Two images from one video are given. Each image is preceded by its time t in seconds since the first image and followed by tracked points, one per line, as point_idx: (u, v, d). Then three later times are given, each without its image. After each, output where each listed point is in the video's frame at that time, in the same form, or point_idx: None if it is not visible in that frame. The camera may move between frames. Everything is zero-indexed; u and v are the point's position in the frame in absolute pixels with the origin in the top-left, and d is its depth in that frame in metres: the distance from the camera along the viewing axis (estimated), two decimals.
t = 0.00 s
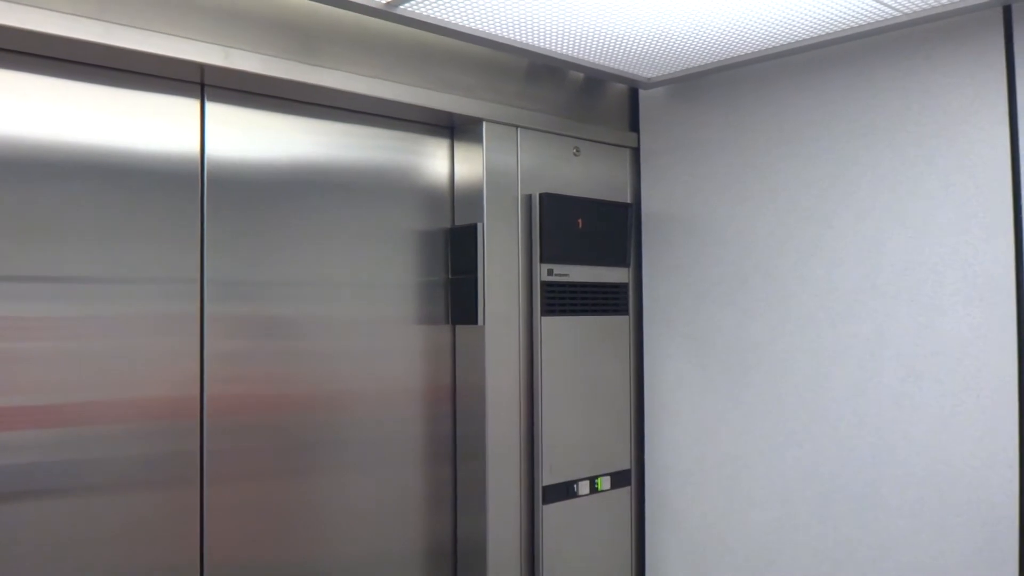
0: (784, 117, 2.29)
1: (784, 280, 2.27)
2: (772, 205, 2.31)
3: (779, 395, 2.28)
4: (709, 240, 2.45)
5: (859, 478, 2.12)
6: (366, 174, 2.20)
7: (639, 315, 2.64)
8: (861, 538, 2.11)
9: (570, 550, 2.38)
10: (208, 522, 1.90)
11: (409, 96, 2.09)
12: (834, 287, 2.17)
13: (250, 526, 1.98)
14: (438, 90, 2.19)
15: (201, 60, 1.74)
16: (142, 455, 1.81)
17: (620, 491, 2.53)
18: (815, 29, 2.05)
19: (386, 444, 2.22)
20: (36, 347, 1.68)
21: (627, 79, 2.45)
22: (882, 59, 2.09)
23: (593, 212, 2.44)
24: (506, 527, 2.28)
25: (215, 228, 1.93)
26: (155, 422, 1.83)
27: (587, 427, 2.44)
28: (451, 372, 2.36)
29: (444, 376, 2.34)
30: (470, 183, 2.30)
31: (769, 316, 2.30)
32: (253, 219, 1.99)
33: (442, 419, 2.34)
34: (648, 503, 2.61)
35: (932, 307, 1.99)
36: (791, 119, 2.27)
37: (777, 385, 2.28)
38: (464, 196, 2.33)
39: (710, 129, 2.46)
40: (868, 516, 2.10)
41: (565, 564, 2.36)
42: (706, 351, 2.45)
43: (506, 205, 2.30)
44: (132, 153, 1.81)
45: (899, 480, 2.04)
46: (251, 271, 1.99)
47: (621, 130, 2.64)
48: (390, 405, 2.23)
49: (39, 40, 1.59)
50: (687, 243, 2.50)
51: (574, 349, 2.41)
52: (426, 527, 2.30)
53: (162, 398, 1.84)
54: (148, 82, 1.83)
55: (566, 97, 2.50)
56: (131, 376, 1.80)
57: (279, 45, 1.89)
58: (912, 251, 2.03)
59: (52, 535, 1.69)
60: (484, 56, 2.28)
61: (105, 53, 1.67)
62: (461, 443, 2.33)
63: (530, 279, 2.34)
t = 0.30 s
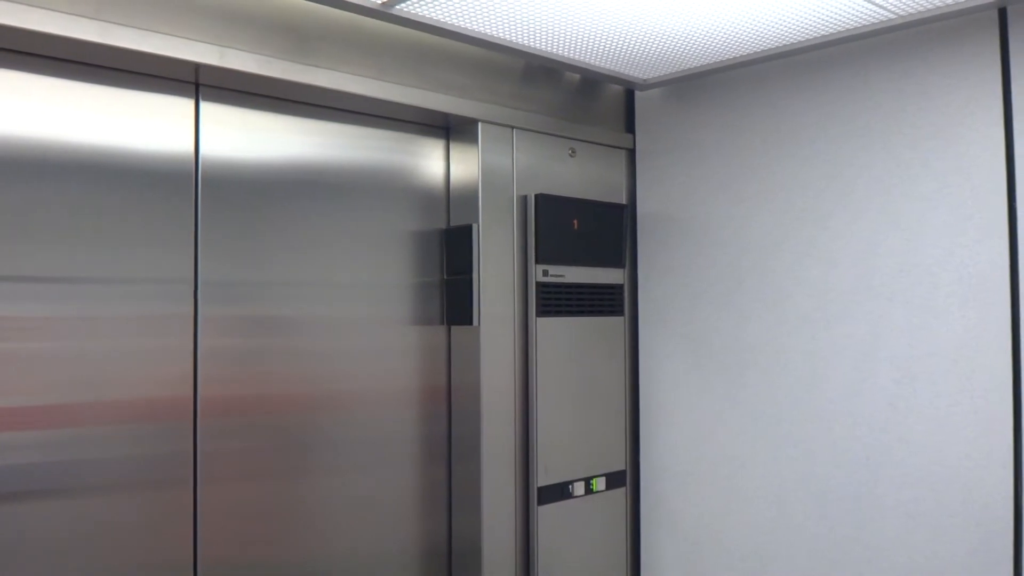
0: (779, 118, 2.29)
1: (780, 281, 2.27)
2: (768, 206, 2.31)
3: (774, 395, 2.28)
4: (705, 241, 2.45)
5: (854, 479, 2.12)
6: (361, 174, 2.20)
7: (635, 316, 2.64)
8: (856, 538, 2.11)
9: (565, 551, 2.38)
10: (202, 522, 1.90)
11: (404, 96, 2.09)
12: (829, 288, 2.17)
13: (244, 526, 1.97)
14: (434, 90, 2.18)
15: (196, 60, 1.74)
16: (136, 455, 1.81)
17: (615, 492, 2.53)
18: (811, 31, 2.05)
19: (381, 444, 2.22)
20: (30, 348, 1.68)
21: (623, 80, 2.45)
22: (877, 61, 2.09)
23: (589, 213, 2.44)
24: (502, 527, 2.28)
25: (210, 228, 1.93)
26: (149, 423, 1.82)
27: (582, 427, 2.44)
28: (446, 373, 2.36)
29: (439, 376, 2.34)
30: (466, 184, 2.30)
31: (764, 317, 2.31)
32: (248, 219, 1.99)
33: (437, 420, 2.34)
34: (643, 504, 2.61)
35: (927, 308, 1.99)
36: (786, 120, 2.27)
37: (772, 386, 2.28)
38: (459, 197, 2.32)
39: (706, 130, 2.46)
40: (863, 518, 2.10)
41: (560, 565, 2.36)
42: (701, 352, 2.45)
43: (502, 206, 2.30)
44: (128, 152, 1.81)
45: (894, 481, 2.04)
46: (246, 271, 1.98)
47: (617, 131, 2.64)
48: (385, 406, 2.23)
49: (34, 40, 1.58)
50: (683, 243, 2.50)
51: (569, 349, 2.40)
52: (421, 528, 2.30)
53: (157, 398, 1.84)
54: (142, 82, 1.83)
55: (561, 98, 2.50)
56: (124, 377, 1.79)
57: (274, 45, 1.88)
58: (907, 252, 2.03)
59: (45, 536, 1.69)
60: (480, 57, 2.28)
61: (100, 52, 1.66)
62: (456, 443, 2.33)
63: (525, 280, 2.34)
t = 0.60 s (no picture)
0: (772, 118, 2.29)
1: (773, 282, 2.27)
2: (760, 207, 2.31)
3: (767, 395, 2.28)
4: (698, 242, 2.45)
5: (847, 479, 2.12)
6: (353, 175, 2.19)
7: (627, 317, 2.64)
8: (848, 538, 2.11)
9: (558, 552, 2.38)
10: (194, 524, 1.89)
11: (396, 97, 2.09)
12: (821, 289, 2.17)
13: (236, 528, 1.96)
14: (426, 91, 2.18)
15: (187, 61, 1.73)
16: (127, 457, 1.79)
17: (608, 494, 2.53)
18: (803, 32, 2.05)
19: (374, 445, 2.22)
20: (19, 350, 1.67)
21: (615, 81, 2.45)
22: (869, 62, 2.10)
23: (581, 214, 2.44)
24: (495, 528, 2.27)
25: (201, 229, 1.92)
26: (140, 425, 1.81)
27: (575, 428, 2.44)
28: (439, 374, 2.35)
29: (431, 377, 2.34)
30: (458, 185, 2.30)
31: (757, 318, 2.31)
32: (240, 220, 1.98)
33: (430, 421, 2.34)
34: (636, 505, 2.61)
35: (919, 309, 1.99)
36: (778, 121, 2.27)
37: (765, 387, 2.29)
38: (452, 198, 2.32)
39: (698, 131, 2.46)
40: (856, 518, 2.10)
41: (553, 566, 2.36)
42: (694, 353, 2.45)
43: (495, 207, 2.30)
44: (119, 153, 1.80)
45: (886, 481, 2.04)
46: (238, 272, 1.98)
47: (609, 132, 2.64)
48: (378, 407, 2.23)
49: (23, 40, 1.57)
50: (676, 244, 2.50)
51: (562, 350, 2.40)
52: (414, 530, 2.29)
53: (149, 400, 1.83)
54: (133, 83, 1.82)
55: (554, 98, 2.50)
56: (115, 379, 1.79)
57: (265, 46, 1.88)
58: (899, 252, 2.03)
59: (35, 539, 1.68)
60: (472, 57, 2.28)
61: (90, 53, 1.66)
62: (449, 445, 2.33)
63: (518, 281, 2.34)
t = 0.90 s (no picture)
0: (769, 120, 2.29)
1: (769, 284, 2.28)
2: (757, 209, 2.31)
3: (763, 397, 2.28)
4: (695, 244, 2.45)
5: (843, 481, 2.12)
6: (351, 176, 2.20)
7: (624, 319, 2.64)
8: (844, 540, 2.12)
9: (554, 553, 2.38)
10: (190, 523, 1.89)
11: (394, 98, 2.09)
12: (817, 291, 2.18)
13: (233, 528, 1.96)
14: (423, 92, 2.19)
15: (185, 61, 1.74)
16: (124, 457, 1.79)
17: (604, 495, 2.53)
18: (800, 34, 2.06)
19: (371, 446, 2.22)
20: (16, 349, 1.67)
21: (613, 83, 2.45)
22: (865, 64, 2.10)
23: (578, 216, 2.44)
24: (491, 529, 2.27)
25: (199, 229, 1.92)
26: (137, 424, 1.81)
27: (571, 430, 2.44)
28: (436, 375, 2.35)
29: (428, 378, 2.34)
30: (456, 186, 2.30)
31: (753, 320, 2.31)
32: (237, 221, 1.98)
33: (426, 422, 2.34)
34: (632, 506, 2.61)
35: (915, 311, 2.00)
36: (775, 123, 2.28)
37: (761, 388, 2.29)
38: (449, 199, 2.32)
39: (695, 133, 2.47)
40: (852, 519, 2.10)
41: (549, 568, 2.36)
42: (690, 354, 2.45)
43: (492, 208, 2.30)
44: (116, 153, 1.80)
45: (882, 483, 2.05)
46: (235, 273, 1.98)
47: (607, 133, 2.64)
48: (374, 408, 2.23)
49: (21, 40, 1.58)
50: (672, 246, 2.51)
51: (559, 352, 2.40)
52: (410, 530, 2.29)
53: (146, 399, 1.83)
54: (130, 83, 1.82)
55: (551, 100, 2.50)
56: (112, 379, 1.78)
57: (263, 47, 1.88)
58: (895, 254, 2.04)
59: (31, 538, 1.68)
60: (470, 59, 2.28)
61: (88, 53, 1.66)
62: (445, 446, 2.33)
63: (515, 282, 2.34)
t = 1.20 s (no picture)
0: (773, 122, 2.30)
1: (774, 285, 2.28)
2: (761, 210, 2.32)
3: (767, 398, 2.29)
4: (699, 245, 2.45)
5: (847, 481, 2.12)
6: (356, 177, 2.20)
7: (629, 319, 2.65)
8: (849, 540, 2.12)
9: (559, 554, 2.38)
10: (195, 523, 1.90)
11: (399, 100, 2.10)
12: (822, 292, 2.18)
13: (238, 528, 1.97)
14: (429, 94, 2.19)
15: (190, 64, 1.74)
16: (129, 458, 1.80)
17: (609, 496, 2.53)
18: (803, 36, 2.07)
19: (376, 446, 2.22)
20: (23, 350, 1.68)
21: (618, 85, 2.46)
22: (869, 66, 2.11)
23: (583, 217, 2.44)
24: (496, 530, 2.28)
25: (205, 231, 1.93)
26: (142, 425, 1.82)
27: (576, 431, 2.44)
28: (441, 376, 2.36)
29: (433, 379, 2.34)
30: (461, 187, 2.30)
31: (758, 320, 2.31)
32: (243, 222, 1.99)
33: (432, 423, 2.34)
34: (637, 507, 2.61)
35: (920, 312, 2.00)
36: (779, 125, 2.28)
37: (766, 389, 2.29)
38: (454, 200, 2.33)
39: (699, 134, 2.47)
40: (856, 519, 2.11)
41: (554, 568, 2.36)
42: (695, 355, 2.46)
43: (497, 209, 2.30)
44: (121, 155, 1.81)
45: (887, 483, 2.05)
46: (241, 274, 1.99)
47: (612, 135, 2.64)
48: (379, 409, 2.23)
49: (27, 42, 1.59)
50: (677, 247, 2.51)
51: (563, 352, 2.41)
52: (415, 531, 2.30)
53: (152, 400, 1.84)
54: (137, 86, 1.83)
55: (556, 102, 2.51)
56: (117, 380, 1.79)
57: (269, 49, 1.89)
58: (900, 255, 2.04)
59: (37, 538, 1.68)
60: (475, 60, 2.29)
61: (93, 56, 1.67)
62: (450, 446, 2.33)
63: (520, 283, 2.34)
